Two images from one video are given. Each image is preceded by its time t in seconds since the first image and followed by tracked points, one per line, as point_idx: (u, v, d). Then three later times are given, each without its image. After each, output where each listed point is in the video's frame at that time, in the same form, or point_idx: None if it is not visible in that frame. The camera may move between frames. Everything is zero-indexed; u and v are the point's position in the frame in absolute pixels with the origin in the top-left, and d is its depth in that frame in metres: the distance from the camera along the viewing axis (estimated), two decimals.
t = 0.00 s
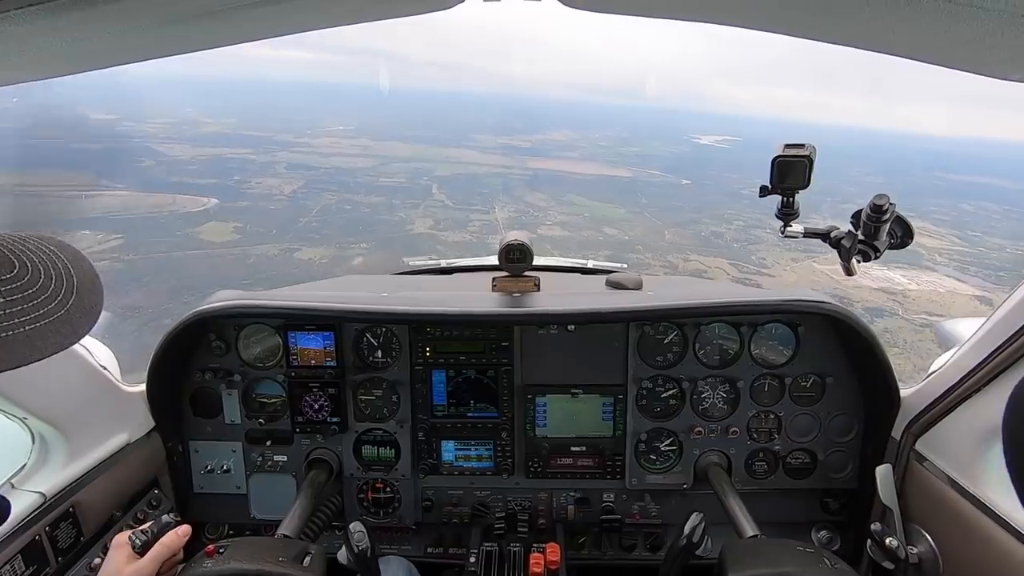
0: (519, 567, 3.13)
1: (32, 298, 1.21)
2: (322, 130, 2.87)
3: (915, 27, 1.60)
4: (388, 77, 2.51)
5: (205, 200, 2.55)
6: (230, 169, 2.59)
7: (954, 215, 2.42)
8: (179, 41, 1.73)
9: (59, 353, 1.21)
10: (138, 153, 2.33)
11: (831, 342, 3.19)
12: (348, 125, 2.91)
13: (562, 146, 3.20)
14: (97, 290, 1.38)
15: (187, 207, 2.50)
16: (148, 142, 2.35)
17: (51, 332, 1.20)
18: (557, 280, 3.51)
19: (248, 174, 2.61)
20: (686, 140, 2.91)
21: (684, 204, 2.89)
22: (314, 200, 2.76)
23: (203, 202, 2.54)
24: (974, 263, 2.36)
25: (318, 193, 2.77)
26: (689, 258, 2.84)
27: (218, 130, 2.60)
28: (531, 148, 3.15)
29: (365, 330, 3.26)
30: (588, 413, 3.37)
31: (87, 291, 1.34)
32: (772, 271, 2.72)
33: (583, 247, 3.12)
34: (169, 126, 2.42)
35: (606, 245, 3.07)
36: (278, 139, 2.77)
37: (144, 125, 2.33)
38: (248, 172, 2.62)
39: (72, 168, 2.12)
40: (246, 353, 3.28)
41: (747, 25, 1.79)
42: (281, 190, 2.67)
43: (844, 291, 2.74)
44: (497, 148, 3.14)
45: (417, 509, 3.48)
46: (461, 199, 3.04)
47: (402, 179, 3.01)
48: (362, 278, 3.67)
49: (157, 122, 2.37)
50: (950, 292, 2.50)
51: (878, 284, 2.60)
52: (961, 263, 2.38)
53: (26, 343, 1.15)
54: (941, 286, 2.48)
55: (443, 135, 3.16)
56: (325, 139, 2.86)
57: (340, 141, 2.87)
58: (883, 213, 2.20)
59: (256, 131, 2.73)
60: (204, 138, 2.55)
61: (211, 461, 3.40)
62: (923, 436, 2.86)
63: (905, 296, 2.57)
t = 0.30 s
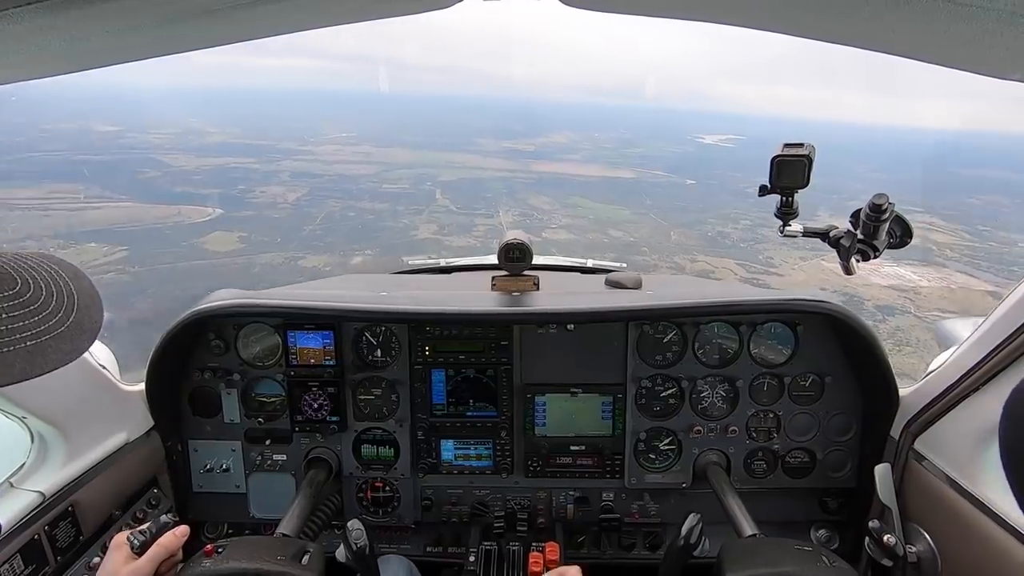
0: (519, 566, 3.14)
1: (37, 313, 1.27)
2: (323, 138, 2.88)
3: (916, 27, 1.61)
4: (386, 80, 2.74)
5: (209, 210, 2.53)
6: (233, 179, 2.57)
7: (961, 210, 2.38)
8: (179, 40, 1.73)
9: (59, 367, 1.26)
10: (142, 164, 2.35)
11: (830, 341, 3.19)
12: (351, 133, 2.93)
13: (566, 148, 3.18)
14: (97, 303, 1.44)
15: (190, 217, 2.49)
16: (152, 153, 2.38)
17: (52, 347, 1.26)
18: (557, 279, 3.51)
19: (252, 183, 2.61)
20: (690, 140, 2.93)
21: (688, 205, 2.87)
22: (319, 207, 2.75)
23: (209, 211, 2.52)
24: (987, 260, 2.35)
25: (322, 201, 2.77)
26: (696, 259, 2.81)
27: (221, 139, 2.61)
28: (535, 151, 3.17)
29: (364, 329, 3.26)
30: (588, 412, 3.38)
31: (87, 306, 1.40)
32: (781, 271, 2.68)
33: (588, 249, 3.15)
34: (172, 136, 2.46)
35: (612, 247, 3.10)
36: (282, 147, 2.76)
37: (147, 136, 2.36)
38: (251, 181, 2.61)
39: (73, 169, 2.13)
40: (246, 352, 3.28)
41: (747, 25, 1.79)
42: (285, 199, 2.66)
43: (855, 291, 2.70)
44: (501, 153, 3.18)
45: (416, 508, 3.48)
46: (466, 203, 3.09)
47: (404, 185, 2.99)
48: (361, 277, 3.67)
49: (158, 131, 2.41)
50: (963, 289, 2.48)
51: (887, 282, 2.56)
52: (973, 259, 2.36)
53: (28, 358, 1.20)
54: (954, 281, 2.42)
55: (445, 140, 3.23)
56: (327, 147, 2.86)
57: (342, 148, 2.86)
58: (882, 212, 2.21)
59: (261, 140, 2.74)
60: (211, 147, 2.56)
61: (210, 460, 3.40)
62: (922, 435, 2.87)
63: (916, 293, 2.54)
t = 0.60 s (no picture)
0: (520, 566, 3.13)
1: (27, 319, 1.27)
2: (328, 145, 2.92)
3: (915, 26, 1.61)
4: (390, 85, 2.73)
5: (212, 221, 2.55)
6: (237, 189, 2.61)
7: (972, 205, 2.39)
8: (180, 41, 1.74)
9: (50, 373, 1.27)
10: (147, 176, 2.42)
11: (831, 341, 3.19)
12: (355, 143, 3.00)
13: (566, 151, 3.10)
14: (87, 306, 1.46)
15: (194, 228, 2.50)
16: (156, 163, 2.46)
17: (42, 354, 1.26)
18: (557, 279, 3.51)
19: (256, 194, 2.64)
20: (693, 140, 2.92)
21: (696, 205, 2.90)
22: (324, 216, 2.79)
23: (212, 223, 2.54)
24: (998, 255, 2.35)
25: (326, 210, 2.80)
26: (703, 259, 2.83)
27: (226, 150, 2.68)
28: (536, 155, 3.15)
29: (365, 329, 3.27)
30: (589, 412, 3.38)
31: (78, 309, 1.42)
32: (789, 270, 2.63)
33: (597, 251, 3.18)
34: (176, 148, 2.52)
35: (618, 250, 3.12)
36: (284, 157, 2.79)
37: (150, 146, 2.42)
38: (256, 192, 2.64)
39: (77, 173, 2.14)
40: (247, 353, 3.29)
41: (746, 24, 1.79)
42: (289, 209, 2.69)
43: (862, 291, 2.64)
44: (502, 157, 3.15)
45: (417, 508, 3.49)
46: (469, 208, 3.08)
47: (410, 191, 3.08)
48: (362, 277, 3.68)
49: (163, 143, 2.48)
50: (973, 284, 2.47)
51: (898, 279, 2.51)
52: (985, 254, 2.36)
53: (18, 363, 1.21)
54: (966, 276, 2.43)
55: (446, 145, 3.20)
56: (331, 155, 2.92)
57: (346, 157, 2.90)
58: (883, 212, 2.21)
59: (265, 149, 2.80)
60: (217, 158, 2.65)
61: (211, 461, 3.40)
62: (923, 434, 2.87)
63: (929, 290, 2.49)
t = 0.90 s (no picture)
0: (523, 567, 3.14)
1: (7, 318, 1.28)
2: (332, 154, 2.91)
3: (913, 26, 1.60)
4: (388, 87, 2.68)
5: (218, 231, 2.65)
6: (243, 200, 2.69)
7: (979, 198, 2.33)
8: (181, 45, 1.75)
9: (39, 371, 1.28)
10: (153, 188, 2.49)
11: (834, 341, 3.18)
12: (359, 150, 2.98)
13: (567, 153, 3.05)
14: (80, 307, 1.45)
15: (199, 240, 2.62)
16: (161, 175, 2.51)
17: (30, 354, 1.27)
18: (558, 280, 3.51)
19: (260, 204, 2.70)
20: (695, 140, 2.90)
21: (698, 205, 2.84)
22: (325, 225, 2.85)
23: (217, 233, 2.65)
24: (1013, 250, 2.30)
25: (330, 218, 2.85)
26: (708, 259, 2.81)
27: (226, 160, 2.68)
28: (538, 159, 3.04)
29: (366, 331, 3.27)
30: (590, 413, 3.37)
31: (69, 309, 1.42)
32: (797, 269, 2.69)
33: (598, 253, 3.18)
34: (182, 159, 2.56)
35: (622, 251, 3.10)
36: (287, 166, 2.82)
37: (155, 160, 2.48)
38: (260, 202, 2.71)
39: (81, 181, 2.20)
40: (248, 355, 3.29)
41: (745, 25, 1.79)
42: (292, 218, 2.74)
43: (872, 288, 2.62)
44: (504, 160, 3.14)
45: (419, 510, 3.48)
46: (473, 214, 3.07)
47: (411, 198, 2.99)
48: (362, 280, 3.67)
49: (168, 155, 2.52)
50: (983, 279, 2.45)
51: (909, 275, 2.50)
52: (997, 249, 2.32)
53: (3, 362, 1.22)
54: (978, 270, 2.40)
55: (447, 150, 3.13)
56: (333, 162, 2.89)
57: (348, 165, 2.89)
58: (883, 213, 2.21)
59: (268, 159, 2.80)
60: (220, 169, 2.66)
61: (214, 463, 3.41)
62: (925, 435, 2.86)
63: (939, 287, 2.49)
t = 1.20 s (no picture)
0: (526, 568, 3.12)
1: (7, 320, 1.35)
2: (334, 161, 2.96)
3: (914, 23, 1.60)
4: (388, 88, 2.65)
5: (220, 241, 2.66)
6: (244, 210, 2.69)
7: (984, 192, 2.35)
8: (181, 48, 1.75)
9: (40, 368, 1.34)
10: (156, 198, 2.52)
11: (837, 340, 3.17)
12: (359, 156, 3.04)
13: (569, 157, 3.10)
14: (77, 310, 1.53)
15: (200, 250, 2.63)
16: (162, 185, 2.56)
17: (31, 350, 1.35)
18: (560, 281, 3.51)
19: (262, 213, 2.71)
20: (696, 140, 2.92)
21: (701, 205, 2.86)
22: (327, 233, 2.87)
23: (219, 243, 2.66)
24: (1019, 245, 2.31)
25: (332, 225, 2.88)
26: (713, 259, 2.86)
27: (228, 170, 2.74)
28: (540, 162, 3.06)
29: (368, 333, 3.27)
30: (592, 413, 3.37)
31: (66, 312, 1.49)
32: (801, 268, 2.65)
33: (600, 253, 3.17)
34: (183, 169, 2.64)
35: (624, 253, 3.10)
36: (292, 174, 2.85)
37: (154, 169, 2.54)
38: (262, 211, 2.71)
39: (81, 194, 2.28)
40: (251, 357, 3.29)
41: (747, 25, 1.79)
42: (294, 227, 2.77)
43: (879, 285, 2.58)
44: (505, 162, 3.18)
45: (422, 512, 3.48)
46: (475, 218, 3.07)
47: (414, 204, 3.00)
48: (364, 282, 3.67)
49: (169, 165, 2.61)
50: (994, 274, 2.43)
51: (916, 271, 2.48)
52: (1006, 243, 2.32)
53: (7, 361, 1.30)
54: (987, 265, 2.38)
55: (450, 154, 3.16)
56: (334, 171, 2.94)
57: (351, 172, 2.95)
58: (886, 210, 2.22)
59: (272, 168, 2.83)
60: (222, 178, 2.71)
61: (217, 466, 3.41)
62: (930, 433, 2.85)
63: (947, 283, 2.45)
